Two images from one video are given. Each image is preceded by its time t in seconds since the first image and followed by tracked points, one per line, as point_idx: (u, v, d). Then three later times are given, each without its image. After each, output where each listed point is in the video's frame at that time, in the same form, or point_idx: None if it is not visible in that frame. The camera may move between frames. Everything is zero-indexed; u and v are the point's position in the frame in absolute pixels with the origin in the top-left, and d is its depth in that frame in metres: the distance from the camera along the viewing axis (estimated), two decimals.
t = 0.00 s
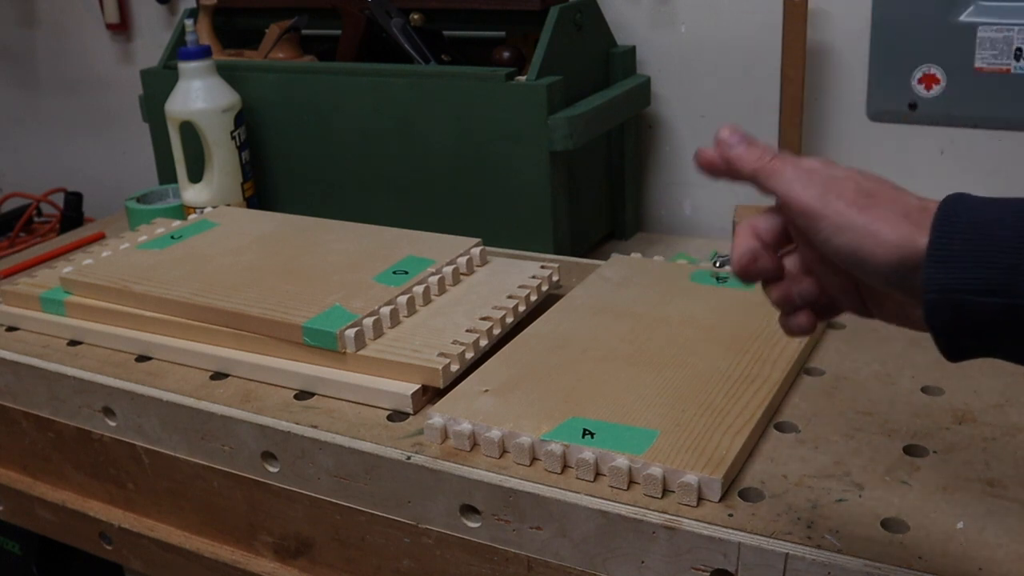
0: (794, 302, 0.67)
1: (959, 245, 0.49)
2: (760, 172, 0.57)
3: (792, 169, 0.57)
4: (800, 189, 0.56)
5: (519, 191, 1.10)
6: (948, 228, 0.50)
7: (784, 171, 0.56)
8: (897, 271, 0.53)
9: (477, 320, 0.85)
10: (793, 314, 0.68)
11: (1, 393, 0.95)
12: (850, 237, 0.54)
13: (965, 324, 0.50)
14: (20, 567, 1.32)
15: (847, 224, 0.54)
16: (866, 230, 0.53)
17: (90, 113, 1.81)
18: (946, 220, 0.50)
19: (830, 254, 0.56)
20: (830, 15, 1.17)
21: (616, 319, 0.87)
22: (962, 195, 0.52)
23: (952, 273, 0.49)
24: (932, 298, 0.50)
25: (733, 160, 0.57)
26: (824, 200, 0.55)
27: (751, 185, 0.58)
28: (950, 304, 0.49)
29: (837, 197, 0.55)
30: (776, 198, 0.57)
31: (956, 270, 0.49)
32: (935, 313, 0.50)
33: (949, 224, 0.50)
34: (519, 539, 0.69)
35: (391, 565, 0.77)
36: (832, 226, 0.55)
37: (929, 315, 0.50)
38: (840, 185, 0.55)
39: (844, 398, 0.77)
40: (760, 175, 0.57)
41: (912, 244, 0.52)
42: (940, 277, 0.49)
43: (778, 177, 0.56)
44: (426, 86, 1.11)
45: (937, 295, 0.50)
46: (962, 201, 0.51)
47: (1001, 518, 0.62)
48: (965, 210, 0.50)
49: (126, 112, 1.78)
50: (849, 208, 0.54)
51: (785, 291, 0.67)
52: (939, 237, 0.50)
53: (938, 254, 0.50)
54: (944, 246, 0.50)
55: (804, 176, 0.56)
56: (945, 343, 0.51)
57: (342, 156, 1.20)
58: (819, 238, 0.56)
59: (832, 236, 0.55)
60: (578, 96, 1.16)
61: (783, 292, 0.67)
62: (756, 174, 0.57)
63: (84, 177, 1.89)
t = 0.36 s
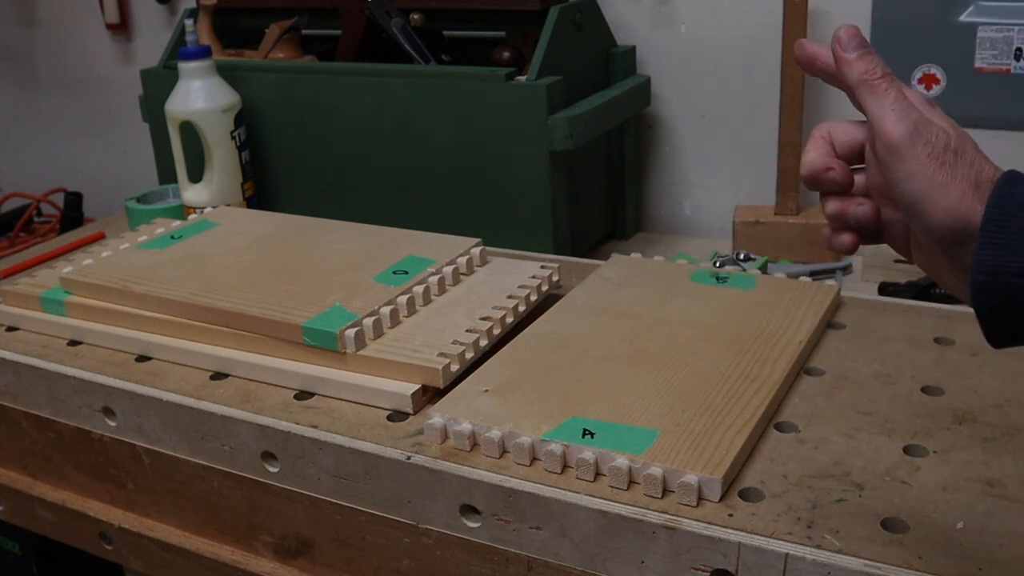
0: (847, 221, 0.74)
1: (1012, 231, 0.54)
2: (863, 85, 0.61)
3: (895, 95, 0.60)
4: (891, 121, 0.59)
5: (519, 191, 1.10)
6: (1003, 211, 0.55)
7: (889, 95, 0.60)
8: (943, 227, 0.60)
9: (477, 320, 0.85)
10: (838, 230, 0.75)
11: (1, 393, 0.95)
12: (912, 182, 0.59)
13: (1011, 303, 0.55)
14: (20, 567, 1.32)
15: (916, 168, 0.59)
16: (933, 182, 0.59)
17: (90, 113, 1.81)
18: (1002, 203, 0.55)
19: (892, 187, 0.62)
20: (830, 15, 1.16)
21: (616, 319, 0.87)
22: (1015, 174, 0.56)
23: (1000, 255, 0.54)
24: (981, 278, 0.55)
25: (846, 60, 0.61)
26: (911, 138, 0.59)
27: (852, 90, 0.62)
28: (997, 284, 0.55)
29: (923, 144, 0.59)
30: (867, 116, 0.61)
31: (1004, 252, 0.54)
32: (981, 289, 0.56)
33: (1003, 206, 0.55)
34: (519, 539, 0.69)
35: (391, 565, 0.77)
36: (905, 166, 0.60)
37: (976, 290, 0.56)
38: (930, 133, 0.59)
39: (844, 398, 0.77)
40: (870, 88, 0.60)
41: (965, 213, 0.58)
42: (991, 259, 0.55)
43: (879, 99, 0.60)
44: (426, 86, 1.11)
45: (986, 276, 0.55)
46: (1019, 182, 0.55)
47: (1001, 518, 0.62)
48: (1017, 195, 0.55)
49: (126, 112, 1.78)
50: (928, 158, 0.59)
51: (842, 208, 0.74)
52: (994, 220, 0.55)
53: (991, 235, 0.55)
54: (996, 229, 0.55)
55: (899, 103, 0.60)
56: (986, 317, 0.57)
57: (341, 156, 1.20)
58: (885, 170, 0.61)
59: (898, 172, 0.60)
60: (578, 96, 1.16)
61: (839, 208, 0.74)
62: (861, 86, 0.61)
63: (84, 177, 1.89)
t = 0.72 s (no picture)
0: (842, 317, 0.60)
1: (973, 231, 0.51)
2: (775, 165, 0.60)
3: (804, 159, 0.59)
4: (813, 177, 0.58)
5: (519, 191, 1.10)
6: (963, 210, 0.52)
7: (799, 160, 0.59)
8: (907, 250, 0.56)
9: (477, 320, 0.85)
10: (841, 331, 0.60)
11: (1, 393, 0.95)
12: (860, 219, 0.57)
13: (975, 312, 0.52)
14: (20, 567, 1.32)
15: (861, 203, 0.57)
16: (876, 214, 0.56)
17: (90, 113, 1.81)
18: (962, 204, 0.52)
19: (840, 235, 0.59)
20: (830, 15, 1.18)
21: (615, 319, 0.87)
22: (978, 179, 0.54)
23: (962, 257, 0.51)
24: (944, 283, 0.52)
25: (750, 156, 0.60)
26: (839, 182, 0.58)
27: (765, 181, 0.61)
28: (961, 289, 0.51)
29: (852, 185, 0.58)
30: (789, 191, 0.60)
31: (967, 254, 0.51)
32: (945, 297, 0.52)
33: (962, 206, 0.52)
34: (519, 539, 0.69)
35: (390, 565, 0.77)
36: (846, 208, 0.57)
37: (939, 301, 0.52)
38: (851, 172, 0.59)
39: (844, 399, 0.77)
40: (778, 167, 0.59)
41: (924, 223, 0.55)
42: (953, 262, 0.51)
43: (793, 168, 0.59)
44: (426, 86, 1.11)
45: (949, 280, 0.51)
46: (974, 186, 0.53)
47: (1001, 519, 0.62)
48: (976, 197, 0.52)
49: (126, 112, 1.78)
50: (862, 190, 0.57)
51: (834, 303, 0.60)
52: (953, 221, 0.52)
53: (951, 237, 0.52)
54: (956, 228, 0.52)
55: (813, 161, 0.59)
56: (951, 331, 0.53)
57: (342, 156, 1.20)
58: (831, 224, 0.59)
59: (844, 217, 0.57)
60: (578, 96, 1.16)
61: (830, 305, 0.60)
62: (773, 168, 0.59)
63: (84, 177, 1.89)
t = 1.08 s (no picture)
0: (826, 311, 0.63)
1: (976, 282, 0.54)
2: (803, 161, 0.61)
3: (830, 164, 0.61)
4: (836, 184, 0.60)
5: (519, 191, 1.10)
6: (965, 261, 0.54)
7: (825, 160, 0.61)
8: (915, 281, 0.58)
9: (477, 320, 0.85)
10: (825, 326, 0.64)
11: (1, 393, 0.95)
12: (874, 236, 0.58)
13: (981, 359, 0.54)
14: (20, 567, 1.32)
15: (875, 222, 0.58)
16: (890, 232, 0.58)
17: (90, 113, 1.81)
18: (965, 255, 0.54)
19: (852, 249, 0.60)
20: (830, 14, 1.17)
21: (615, 319, 0.87)
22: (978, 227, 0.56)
23: (965, 307, 0.54)
24: (948, 330, 0.54)
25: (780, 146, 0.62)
26: (859, 196, 0.59)
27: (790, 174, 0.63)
28: (965, 338, 0.54)
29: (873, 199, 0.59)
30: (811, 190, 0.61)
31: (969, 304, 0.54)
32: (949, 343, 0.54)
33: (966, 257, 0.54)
34: (519, 539, 0.69)
35: (391, 565, 0.77)
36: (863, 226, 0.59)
37: (946, 347, 0.55)
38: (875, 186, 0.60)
39: (844, 399, 0.77)
40: (806, 160, 0.61)
41: (933, 257, 0.57)
42: (955, 310, 0.54)
43: (819, 169, 0.60)
44: (426, 86, 1.11)
45: (955, 329, 0.54)
46: (983, 230, 0.55)
47: (1001, 519, 0.62)
48: (982, 244, 0.54)
49: (126, 113, 1.78)
50: (881, 208, 0.59)
51: (826, 297, 0.63)
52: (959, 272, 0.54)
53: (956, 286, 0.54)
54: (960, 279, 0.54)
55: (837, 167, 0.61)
56: (957, 375, 0.56)
57: (341, 156, 1.20)
58: (843, 234, 0.60)
59: (858, 230, 0.59)
60: (578, 96, 1.16)
61: (824, 298, 0.63)
62: (800, 164, 0.61)
63: (84, 177, 1.89)
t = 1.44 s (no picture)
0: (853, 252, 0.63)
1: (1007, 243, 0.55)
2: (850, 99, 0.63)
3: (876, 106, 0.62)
4: (878, 126, 0.61)
5: (519, 191, 1.10)
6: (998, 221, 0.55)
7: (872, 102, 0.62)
8: (946, 233, 0.60)
9: (477, 320, 0.85)
10: (851, 267, 0.64)
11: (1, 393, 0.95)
12: (909, 182, 0.59)
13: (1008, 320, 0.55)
14: (20, 567, 1.32)
15: (912, 169, 0.59)
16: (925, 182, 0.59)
17: (90, 113, 1.81)
18: (998, 215, 0.55)
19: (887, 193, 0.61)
20: (830, 14, 1.16)
21: (616, 319, 0.87)
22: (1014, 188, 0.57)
23: (994, 267, 0.55)
24: (976, 289, 0.55)
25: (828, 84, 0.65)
26: (901, 141, 0.60)
27: (837, 112, 0.64)
28: (994, 299, 0.55)
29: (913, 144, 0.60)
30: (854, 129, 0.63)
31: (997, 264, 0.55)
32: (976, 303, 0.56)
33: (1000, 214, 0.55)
34: (519, 539, 0.69)
35: (390, 565, 0.77)
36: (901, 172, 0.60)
37: (973, 308, 0.56)
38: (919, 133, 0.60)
39: (844, 398, 0.77)
40: (851, 99, 0.63)
41: (966, 212, 0.58)
42: (984, 270, 0.55)
43: (864, 109, 0.62)
44: (426, 86, 1.11)
45: (984, 289, 0.55)
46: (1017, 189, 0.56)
47: (1001, 518, 0.62)
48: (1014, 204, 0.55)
49: (126, 112, 1.78)
50: (921, 156, 0.59)
51: (856, 238, 0.63)
52: (990, 231, 0.55)
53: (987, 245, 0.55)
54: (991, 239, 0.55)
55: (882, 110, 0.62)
56: (982, 336, 0.57)
57: (341, 156, 1.20)
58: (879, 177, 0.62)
59: (894, 175, 0.60)
60: (578, 96, 1.16)
61: (853, 239, 0.63)
62: (846, 102, 0.63)
63: (84, 177, 1.89)
